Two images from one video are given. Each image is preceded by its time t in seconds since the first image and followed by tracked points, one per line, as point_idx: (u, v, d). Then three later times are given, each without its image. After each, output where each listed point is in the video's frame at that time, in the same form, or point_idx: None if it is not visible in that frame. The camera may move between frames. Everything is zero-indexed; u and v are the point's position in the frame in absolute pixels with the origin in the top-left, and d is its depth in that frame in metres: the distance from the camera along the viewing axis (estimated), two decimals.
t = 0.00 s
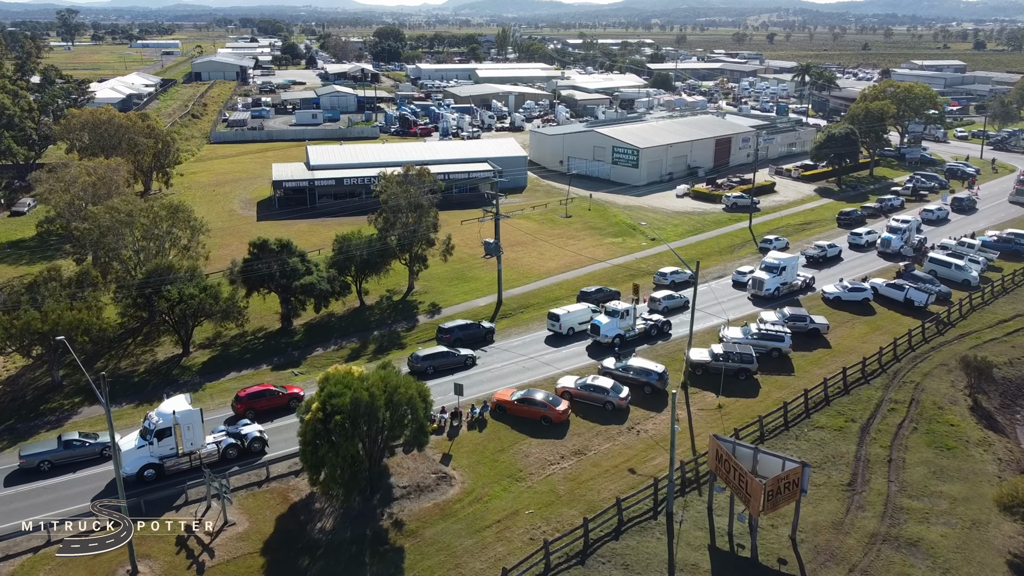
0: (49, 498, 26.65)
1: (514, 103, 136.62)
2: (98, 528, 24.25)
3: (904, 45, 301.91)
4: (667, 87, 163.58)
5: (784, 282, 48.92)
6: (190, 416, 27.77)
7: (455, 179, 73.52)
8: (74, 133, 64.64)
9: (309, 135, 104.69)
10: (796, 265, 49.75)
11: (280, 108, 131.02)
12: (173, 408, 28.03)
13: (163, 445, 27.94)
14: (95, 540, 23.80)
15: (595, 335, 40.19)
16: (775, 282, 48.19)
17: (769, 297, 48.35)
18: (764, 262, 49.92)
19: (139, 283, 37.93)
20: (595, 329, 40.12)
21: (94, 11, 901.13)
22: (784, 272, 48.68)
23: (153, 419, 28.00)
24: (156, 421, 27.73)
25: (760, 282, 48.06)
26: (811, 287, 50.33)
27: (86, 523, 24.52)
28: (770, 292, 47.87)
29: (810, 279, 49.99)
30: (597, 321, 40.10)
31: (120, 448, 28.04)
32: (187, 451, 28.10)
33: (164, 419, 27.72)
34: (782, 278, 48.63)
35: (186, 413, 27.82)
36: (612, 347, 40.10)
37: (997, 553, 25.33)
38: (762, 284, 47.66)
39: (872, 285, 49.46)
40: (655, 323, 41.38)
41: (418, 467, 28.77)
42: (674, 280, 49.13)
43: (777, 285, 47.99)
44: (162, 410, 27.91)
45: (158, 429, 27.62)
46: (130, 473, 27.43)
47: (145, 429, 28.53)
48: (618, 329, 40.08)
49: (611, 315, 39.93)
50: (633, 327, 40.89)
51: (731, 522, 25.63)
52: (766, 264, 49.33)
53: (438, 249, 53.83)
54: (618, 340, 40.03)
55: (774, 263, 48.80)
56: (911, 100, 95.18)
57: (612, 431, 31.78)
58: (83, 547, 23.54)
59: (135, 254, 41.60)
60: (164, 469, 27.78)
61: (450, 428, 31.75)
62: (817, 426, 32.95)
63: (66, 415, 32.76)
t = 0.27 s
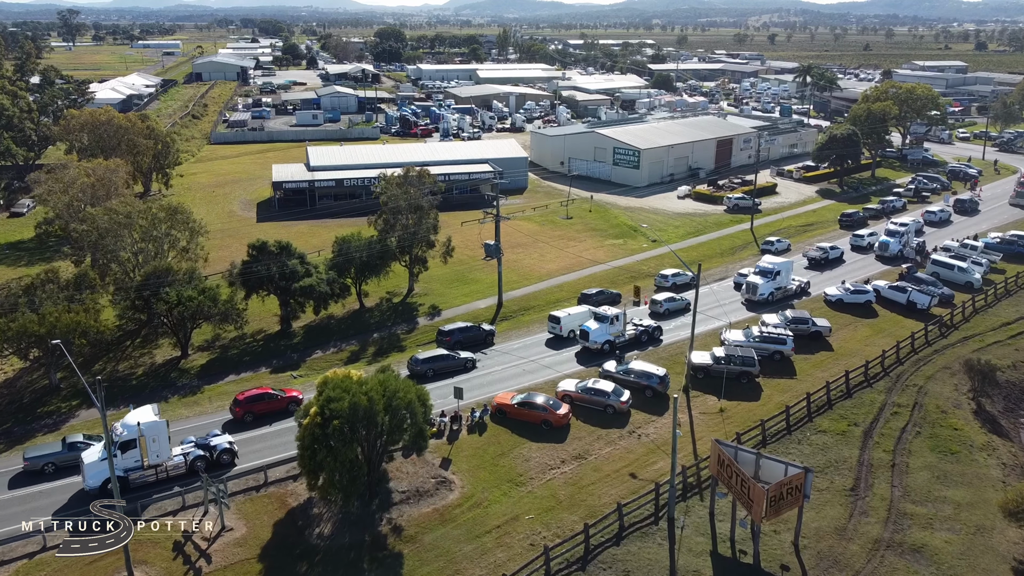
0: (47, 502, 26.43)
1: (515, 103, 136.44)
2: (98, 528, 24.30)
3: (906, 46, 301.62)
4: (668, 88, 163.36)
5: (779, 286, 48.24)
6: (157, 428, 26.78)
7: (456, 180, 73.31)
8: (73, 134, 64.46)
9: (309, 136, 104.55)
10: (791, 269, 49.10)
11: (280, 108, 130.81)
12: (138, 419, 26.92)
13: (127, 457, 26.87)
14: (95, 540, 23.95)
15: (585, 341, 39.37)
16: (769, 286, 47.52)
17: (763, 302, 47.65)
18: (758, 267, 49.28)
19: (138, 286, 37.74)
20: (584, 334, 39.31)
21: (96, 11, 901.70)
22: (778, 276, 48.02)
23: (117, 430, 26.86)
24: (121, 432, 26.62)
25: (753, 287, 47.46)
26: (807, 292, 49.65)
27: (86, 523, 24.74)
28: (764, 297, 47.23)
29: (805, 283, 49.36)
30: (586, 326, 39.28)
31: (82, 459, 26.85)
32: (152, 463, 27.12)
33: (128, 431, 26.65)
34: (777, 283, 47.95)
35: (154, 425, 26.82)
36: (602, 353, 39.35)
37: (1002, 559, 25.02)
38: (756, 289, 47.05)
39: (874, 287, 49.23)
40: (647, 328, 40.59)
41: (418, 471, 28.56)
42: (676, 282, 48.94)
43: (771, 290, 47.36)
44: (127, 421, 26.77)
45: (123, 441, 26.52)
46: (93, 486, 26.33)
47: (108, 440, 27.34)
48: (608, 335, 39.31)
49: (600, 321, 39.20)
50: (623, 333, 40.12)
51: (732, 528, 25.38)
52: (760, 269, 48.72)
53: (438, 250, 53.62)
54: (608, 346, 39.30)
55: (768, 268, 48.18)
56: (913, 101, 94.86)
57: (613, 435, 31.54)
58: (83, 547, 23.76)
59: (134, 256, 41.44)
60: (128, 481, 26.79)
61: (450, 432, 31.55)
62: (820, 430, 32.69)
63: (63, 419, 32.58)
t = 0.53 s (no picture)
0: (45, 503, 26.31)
1: (515, 103, 136.37)
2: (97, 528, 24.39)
3: (907, 47, 301.44)
4: (669, 89, 163.22)
5: (772, 290, 47.79)
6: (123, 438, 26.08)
7: (456, 180, 73.22)
8: (73, 134, 64.38)
9: (310, 136, 104.50)
10: (784, 273, 48.68)
11: (281, 109, 130.62)
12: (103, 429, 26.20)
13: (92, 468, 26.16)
14: (94, 540, 24.02)
15: (573, 345, 38.92)
16: (762, 290, 47.17)
17: (756, 306, 47.23)
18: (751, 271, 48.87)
19: (137, 287, 37.65)
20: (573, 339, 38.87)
21: (97, 11, 903.23)
22: (771, 280, 47.57)
23: (81, 439, 26.10)
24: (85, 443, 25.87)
25: (746, 290, 47.04)
26: (801, 295, 49.24)
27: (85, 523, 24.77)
28: (757, 301, 46.78)
29: (798, 287, 49.02)
30: (574, 330, 38.81)
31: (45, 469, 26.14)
32: (118, 474, 26.43)
33: (92, 441, 25.89)
34: (769, 287, 47.49)
35: (119, 435, 26.09)
36: (591, 358, 38.93)
37: (1005, 563, 24.85)
38: (749, 293, 46.61)
39: (876, 288, 49.07)
40: (636, 333, 40.14)
41: (418, 473, 28.45)
42: (676, 283, 48.76)
43: (764, 294, 46.91)
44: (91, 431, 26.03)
45: (87, 452, 25.79)
46: (56, 497, 25.64)
47: (73, 449, 26.58)
48: (597, 340, 38.87)
49: (589, 325, 38.69)
50: (612, 338, 39.59)
51: (734, 531, 25.23)
52: (753, 273, 48.24)
53: (439, 251, 53.52)
54: (597, 351, 38.87)
55: (760, 272, 47.73)
56: (915, 101, 94.67)
57: (613, 437, 31.41)
58: (83, 547, 23.95)
59: (134, 256, 41.36)
60: (93, 492, 26.09)
61: (450, 433, 31.45)
62: (822, 432, 32.55)
63: (62, 420, 32.51)
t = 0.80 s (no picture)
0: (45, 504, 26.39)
1: (517, 104, 136.35)
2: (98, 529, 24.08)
3: (908, 47, 301.20)
4: (671, 89, 163.13)
5: (765, 294, 47.21)
6: (88, 446, 25.38)
7: (457, 181, 73.20)
8: (74, 134, 64.39)
9: (311, 136, 104.52)
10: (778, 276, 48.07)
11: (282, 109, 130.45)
12: (67, 437, 25.52)
13: (56, 477, 25.47)
14: (94, 540, 23.93)
15: (562, 350, 38.56)
16: (755, 294, 46.55)
17: (748, 310, 46.66)
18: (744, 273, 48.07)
19: (138, 287, 37.63)
20: (561, 343, 38.51)
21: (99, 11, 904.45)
22: (764, 283, 46.91)
23: (45, 448, 25.45)
24: (48, 451, 25.21)
25: (739, 294, 46.44)
26: (794, 299, 48.81)
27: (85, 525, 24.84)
28: (750, 305, 46.20)
29: (791, 291, 48.52)
30: (563, 335, 38.44)
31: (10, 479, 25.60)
32: (83, 484, 25.74)
33: (57, 450, 25.23)
34: (762, 290, 46.88)
35: (84, 443, 25.40)
36: (580, 362, 38.50)
37: (1007, 566, 24.75)
38: (742, 297, 45.98)
39: (879, 289, 48.97)
40: (625, 337, 39.77)
41: (418, 475, 28.41)
42: (678, 283, 48.69)
43: (757, 298, 46.32)
44: (55, 440, 25.37)
45: (51, 461, 25.12)
46: (18, 508, 25.00)
47: (38, 458, 25.98)
48: (586, 344, 38.53)
49: (577, 329, 38.36)
50: (602, 342, 39.31)
51: (735, 533, 25.15)
52: (746, 276, 47.58)
53: (439, 252, 53.48)
54: (586, 355, 38.47)
55: (754, 274, 47.04)
56: (917, 102, 94.50)
57: (614, 438, 31.34)
58: (83, 547, 23.86)
59: (134, 257, 41.37)
60: (56, 503, 25.42)
61: (451, 435, 31.41)
62: (823, 433, 32.48)
63: (62, 420, 32.51)
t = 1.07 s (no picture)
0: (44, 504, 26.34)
1: (518, 104, 136.31)
2: (98, 529, 23.74)
3: (910, 48, 301.06)
4: (672, 89, 163.06)
5: (759, 296, 46.55)
6: (52, 455, 25.09)
7: (458, 181, 73.21)
8: (75, 135, 64.44)
9: (312, 136, 104.56)
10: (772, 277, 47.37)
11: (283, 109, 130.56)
12: (30, 446, 25.19)
13: (17, 487, 25.01)
14: (94, 540, 23.50)
15: (550, 353, 37.94)
16: (748, 297, 45.86)
17: (740, 313, 46.00)
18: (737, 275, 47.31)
19: (138, 288, 37.63)
20: (549, 347, 37.88)
21: (101, 11, 905.41)
22: (758, 286, 46.21)
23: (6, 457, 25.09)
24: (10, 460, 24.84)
25: (731, 297, 45.78)
26: (788, 301, 48.20)
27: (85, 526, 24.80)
28: (742, 308, 45.58)
29: (785, 294, 47.84)
30: (551, 338, 37.83)
31: None
32: (46, 494, 25.35)
33: (18, 459, 24.80)
34: (756, 292, 46.19)
35: (47, 452, 25.10)
36: (567, 366, 37.89)
37: (1008, 567, 24.71)
38: (734, 300, 45.30)
39: (880, 289, 48.94)
40: (615, 341, 39.11)
41: (418, 475, 28.40)
42: (678, 284, 48.67)
43: (750, 301, 45.66)
44: (18, 448, 25.01)
45: (12, 470, 24.74)
46: None
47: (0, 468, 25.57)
48: (574, 348, 37.91)
49: (565, 333, 37.71)
50: (590, 345, 38.71)
51: (736, 534, 25.12)
52: (739, 278, 46.86)
53: (440, 252, 53.48)
54: (574, 359, 37.86)
55: (747, 277, 46.31)
56: (918, 102, 94.41)
57: (615, 439, 31.34)
58: (83, 547, 23.41)
59: (135, 257, 41.39)
60: (18, 514, 24.98)
61: (451, 435, 31.41)
62: (824, 434, 32.45)
63: (63, 420, 32.53)
